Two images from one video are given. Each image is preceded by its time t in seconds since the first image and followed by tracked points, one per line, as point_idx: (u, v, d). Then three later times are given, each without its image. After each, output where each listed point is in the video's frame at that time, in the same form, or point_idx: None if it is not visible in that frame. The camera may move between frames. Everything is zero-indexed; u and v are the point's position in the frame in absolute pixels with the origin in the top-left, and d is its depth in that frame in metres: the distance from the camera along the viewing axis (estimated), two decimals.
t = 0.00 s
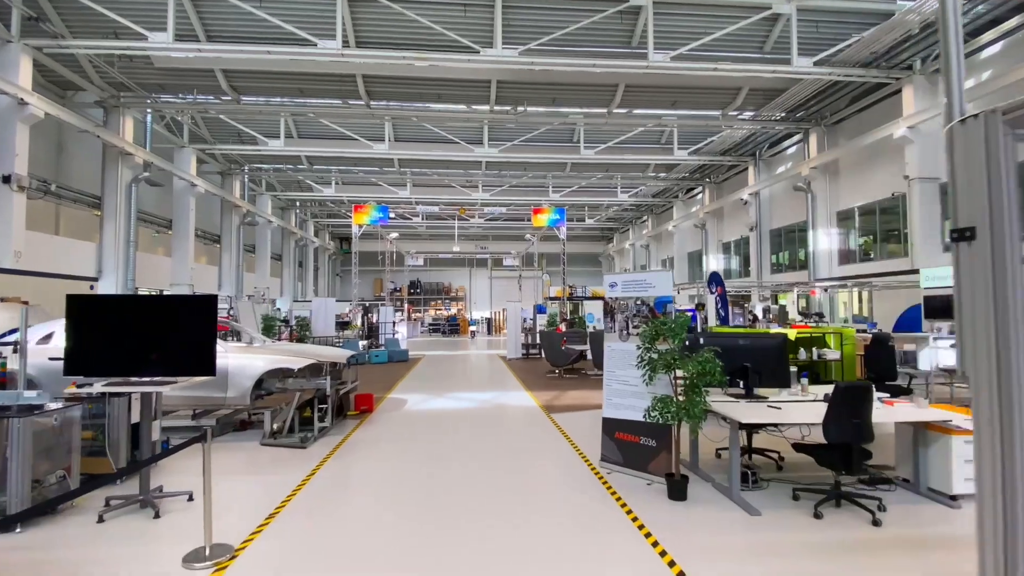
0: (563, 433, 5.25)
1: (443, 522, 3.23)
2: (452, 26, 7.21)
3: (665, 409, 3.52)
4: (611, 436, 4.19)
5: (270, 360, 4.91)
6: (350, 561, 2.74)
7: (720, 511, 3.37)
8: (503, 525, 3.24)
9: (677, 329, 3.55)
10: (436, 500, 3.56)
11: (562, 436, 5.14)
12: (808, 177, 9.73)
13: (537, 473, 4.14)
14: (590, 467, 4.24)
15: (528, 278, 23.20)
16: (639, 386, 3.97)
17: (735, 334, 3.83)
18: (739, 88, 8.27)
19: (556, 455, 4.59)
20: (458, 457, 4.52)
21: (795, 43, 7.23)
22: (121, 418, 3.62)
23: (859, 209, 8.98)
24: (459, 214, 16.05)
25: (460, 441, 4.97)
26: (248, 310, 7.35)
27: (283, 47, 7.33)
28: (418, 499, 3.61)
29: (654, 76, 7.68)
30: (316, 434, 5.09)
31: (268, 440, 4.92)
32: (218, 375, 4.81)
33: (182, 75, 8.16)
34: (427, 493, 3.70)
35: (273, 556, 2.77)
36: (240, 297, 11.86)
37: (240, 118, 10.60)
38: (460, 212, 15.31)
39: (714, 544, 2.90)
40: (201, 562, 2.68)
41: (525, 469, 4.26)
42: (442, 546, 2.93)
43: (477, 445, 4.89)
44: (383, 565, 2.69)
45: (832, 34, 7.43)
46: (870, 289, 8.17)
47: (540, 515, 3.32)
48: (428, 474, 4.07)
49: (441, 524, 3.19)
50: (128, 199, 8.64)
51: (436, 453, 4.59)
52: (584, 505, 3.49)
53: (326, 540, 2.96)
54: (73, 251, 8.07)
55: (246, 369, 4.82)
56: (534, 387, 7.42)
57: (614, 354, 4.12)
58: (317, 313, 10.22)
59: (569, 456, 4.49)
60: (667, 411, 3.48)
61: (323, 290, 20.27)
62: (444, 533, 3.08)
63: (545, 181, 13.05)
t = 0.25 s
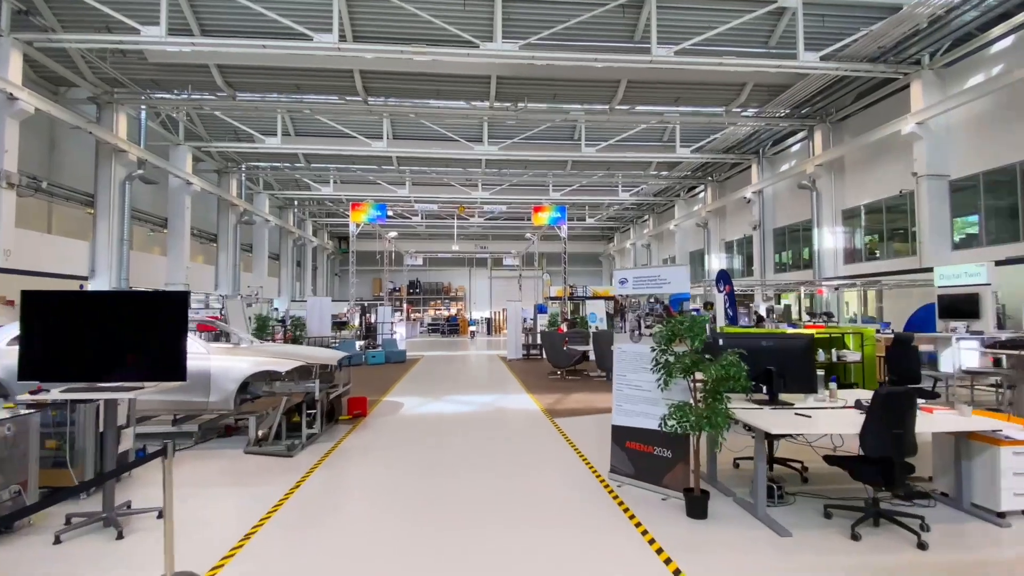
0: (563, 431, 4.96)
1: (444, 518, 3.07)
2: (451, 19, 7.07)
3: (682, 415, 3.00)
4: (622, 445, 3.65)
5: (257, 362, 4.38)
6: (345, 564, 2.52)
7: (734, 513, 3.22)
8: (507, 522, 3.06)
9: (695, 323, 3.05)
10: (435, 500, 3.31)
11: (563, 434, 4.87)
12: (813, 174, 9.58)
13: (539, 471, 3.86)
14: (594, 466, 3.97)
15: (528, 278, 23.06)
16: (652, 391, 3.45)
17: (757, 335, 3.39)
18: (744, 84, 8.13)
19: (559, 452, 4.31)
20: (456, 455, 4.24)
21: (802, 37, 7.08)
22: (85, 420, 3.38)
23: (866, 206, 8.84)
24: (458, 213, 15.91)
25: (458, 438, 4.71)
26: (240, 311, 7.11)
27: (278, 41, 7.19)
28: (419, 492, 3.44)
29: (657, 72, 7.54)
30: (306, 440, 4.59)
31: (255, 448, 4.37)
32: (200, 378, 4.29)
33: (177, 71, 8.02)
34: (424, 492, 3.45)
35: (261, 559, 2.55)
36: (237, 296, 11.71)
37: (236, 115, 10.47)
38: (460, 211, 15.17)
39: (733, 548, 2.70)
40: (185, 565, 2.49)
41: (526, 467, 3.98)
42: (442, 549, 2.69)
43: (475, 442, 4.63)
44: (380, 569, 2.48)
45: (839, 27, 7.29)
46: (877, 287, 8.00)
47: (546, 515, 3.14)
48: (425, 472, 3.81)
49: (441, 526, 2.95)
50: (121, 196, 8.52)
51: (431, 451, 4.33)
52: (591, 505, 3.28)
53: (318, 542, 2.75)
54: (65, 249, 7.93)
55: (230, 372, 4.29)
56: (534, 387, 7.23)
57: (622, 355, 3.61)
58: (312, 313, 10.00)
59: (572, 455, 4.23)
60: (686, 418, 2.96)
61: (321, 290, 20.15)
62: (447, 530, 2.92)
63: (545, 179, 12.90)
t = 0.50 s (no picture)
0: (566, 437, 4.75)
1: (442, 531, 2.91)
2: (450, 13, 6.94)
3: (709, 426, 2.67)
4: (636, 459, 3.33)
5: (240, 366, 4.20)
6: None
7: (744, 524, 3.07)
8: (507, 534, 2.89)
9: (724, 325, 2.74)
10: (433, 512, 3.12)
11: (566, 440, 4.65)
12: (818, 172, 9.44)
13: (542, 481, 3.66)
14: (600, 475, 3.76)
15: (528, 278, 22.92)
16: (670, 400, 3.14)
17: (787, 338, 3.07)
18: (748, 80, 7.99)
19: (562, 459, 4.11)
20: (455, 464, 4.03)
21: (808, 31, 6.94)
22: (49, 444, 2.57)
23: (872, 204, 8.70)
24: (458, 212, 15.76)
25: (456, 445, 4.50)
26: (228, 311, 6.97)
27: (274, 35, 7.04)
28: (415, 504, 3.25)
29: (660, 67, 7.40)
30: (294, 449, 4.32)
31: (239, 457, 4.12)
32: (180, 383, 4.11)
33: (172, 66, 7.87)
34: (421, 504, 3.25)
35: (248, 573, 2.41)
36: (234, 296, 11.57)
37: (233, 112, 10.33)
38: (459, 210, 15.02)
39: (750, 564, 2.54)
40: None
41: (528, 476, 3.77)
42: (439, 567, 2.52)
43: (474, 449, 4.42)
44: None
45: (845, 22, 7.14)
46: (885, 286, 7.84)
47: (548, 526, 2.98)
48: (422, 482, 3.61)
49: (439, 539, 2.79)
50: (114, 193, 8.36)
51: (429, 459, 4.12)
52: (596, 517, 3.11)
53: (310, 556, 2.59)
54: (58, 248, 7.77)
55: (212, 377, 4.13)
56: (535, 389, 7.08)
57: (637, 360, 3.30)
58: (307, 313, 9.81)
59: (576, 463, 4.02)
60: (714, 429, 2.63)
61: (320, 289, 19.99)
62: (444, 542, 2.76)
63: (546, 178, 12.76)
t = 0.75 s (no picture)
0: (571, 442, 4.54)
1: (439, 544, 2.71)
2: (450, 7, 6.80)
3: (743, 439, 2.40)
4: (655, 473, 3.02)
5: (225, 370, 3.95)
6: None
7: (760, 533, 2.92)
8: (510, 546, 2.72)
9: (762, 327, 2.44)
10: (431, 525, 2.94)
11: (572, 445, 4.44)
12: (823, 170, 9.30)
13: (547, 490, 3.45)
14: (607, 483, 3.56)
15: (528, 277, 22.79)
16: (694, 410, 2.84)
17: (823, 340, 2.80)
18: (753, 75, 7.86)
19: (567, 466, 3.90)
20: (455, 472, 3.82)
21: (815, 25, 6.78)
22: None
23: (878, 203, 8.55)
24: (457, 211, 15.62)
25: (457, 451, 4.29)
26: (217, 309, 6.79)
27: (270, 28, 6.88)
28: (413, 514, 3.08)
29: (664, 62, 7.26)
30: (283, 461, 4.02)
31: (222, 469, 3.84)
32: (160, 388, 3.87)
33: (167, 61, 7.72)
34: (419, 516, 3.06)
35: None
36: (231, 295, 11.43)
37: (229, 109, 10.19)
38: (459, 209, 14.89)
39: None
40: None
41: (532, 484, 3.57)
42: None
43: (475, 454, 4.21)
44: None
45: (853, 16, 6.98)
46: (893, 286, 7.69)
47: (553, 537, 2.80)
48: (421, 493, 3.41)
49: (437, 551, 2.63)
50: (108, 191, 8.19)
51: (427, 467, 3.92)
52: (601, 527, 2.93)
53: (301, 572, 2.44)
54: (49, 247, 7.63)
55: (195, 382, 3.90)
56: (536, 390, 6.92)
57: (657, 364, 2.99)
58: (303, 312, 9.68)
59: (581, 470, 3.82)
60: (749, 443, 2.36)
61: (318, 289, 19.84)
62: (442, 555, 2.59)
63: (546, 176, 12.62)
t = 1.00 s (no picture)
0: (575, 449, 4.31)
1: (438, 555, 2.58)
2: None
3: (781, 452, 2.16)
4: (677, 491, 2.68)
5: (204, 374, 3.66)
6: None
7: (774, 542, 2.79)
8: (512, 557, 2.58)
9: (809, 327, 2.17)
10: (430, 539, 2.74)
11: (577, 453, 4.21)
12: (827, 168, 9.18)
13: (553, 503, 3.24)
14: (616, 495, 3.35)
15: (528, 277, 22.68)
16: (722, 421, 2.51)
17: (866, 342, 2.56)
18: (757, 71, 7.72)
19: (573, 476, 3.69)
20: (455, 480, 3.62)
21: (822, 19, 6.64)
22: None
23: (884, 201, 8.42)
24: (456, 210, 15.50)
25: (456, 458, 4.08)
26: (203, 308, 6.67)
27: (266, 22, 6.75)
28: (410, 523, 2.92)
29: (668, 57, 7.11)
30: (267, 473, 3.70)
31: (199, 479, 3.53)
32: (135, 394, 3.61)
33: (161, 56, 7.57)
34: (417, 529, 2.86)
35: None
36: (228, 295, 11.30)
37: (225, 106, 10.05)
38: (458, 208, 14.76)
39: None
40: None
41: (536, 496, 3.35)
42: None
43: (476, 462, 4.00)
44: None
45: (860, 11, 6.85)
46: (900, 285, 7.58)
47: (557, 548, 2.66)
48: (419, 504, 3.20)
49: (435, 563, 2.50)
50: (102, 189, 8.05)
51: (426, 476, 3.70)
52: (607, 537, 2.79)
53: None
54: (42, 246, 7.51)
55: (171, 387, 3.61)
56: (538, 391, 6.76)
57: (679, 370, 2.64)
58: (298, 313, 9.48)
59: (588, 480, 3.61)
60: (788, 456, 2.11)
61: (317, 289, 19.71)
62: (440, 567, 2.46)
63: (547, 175, 12.49)
